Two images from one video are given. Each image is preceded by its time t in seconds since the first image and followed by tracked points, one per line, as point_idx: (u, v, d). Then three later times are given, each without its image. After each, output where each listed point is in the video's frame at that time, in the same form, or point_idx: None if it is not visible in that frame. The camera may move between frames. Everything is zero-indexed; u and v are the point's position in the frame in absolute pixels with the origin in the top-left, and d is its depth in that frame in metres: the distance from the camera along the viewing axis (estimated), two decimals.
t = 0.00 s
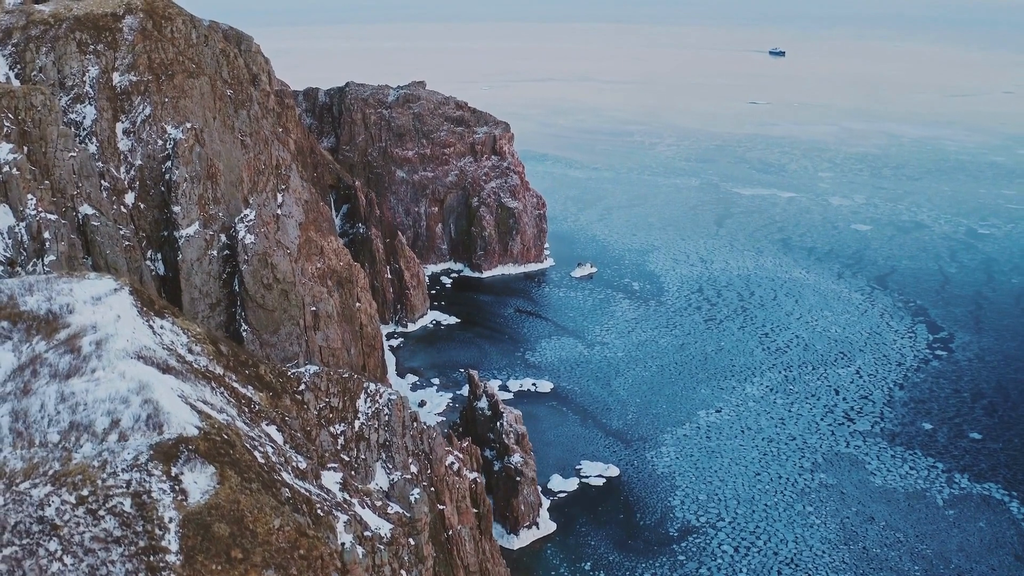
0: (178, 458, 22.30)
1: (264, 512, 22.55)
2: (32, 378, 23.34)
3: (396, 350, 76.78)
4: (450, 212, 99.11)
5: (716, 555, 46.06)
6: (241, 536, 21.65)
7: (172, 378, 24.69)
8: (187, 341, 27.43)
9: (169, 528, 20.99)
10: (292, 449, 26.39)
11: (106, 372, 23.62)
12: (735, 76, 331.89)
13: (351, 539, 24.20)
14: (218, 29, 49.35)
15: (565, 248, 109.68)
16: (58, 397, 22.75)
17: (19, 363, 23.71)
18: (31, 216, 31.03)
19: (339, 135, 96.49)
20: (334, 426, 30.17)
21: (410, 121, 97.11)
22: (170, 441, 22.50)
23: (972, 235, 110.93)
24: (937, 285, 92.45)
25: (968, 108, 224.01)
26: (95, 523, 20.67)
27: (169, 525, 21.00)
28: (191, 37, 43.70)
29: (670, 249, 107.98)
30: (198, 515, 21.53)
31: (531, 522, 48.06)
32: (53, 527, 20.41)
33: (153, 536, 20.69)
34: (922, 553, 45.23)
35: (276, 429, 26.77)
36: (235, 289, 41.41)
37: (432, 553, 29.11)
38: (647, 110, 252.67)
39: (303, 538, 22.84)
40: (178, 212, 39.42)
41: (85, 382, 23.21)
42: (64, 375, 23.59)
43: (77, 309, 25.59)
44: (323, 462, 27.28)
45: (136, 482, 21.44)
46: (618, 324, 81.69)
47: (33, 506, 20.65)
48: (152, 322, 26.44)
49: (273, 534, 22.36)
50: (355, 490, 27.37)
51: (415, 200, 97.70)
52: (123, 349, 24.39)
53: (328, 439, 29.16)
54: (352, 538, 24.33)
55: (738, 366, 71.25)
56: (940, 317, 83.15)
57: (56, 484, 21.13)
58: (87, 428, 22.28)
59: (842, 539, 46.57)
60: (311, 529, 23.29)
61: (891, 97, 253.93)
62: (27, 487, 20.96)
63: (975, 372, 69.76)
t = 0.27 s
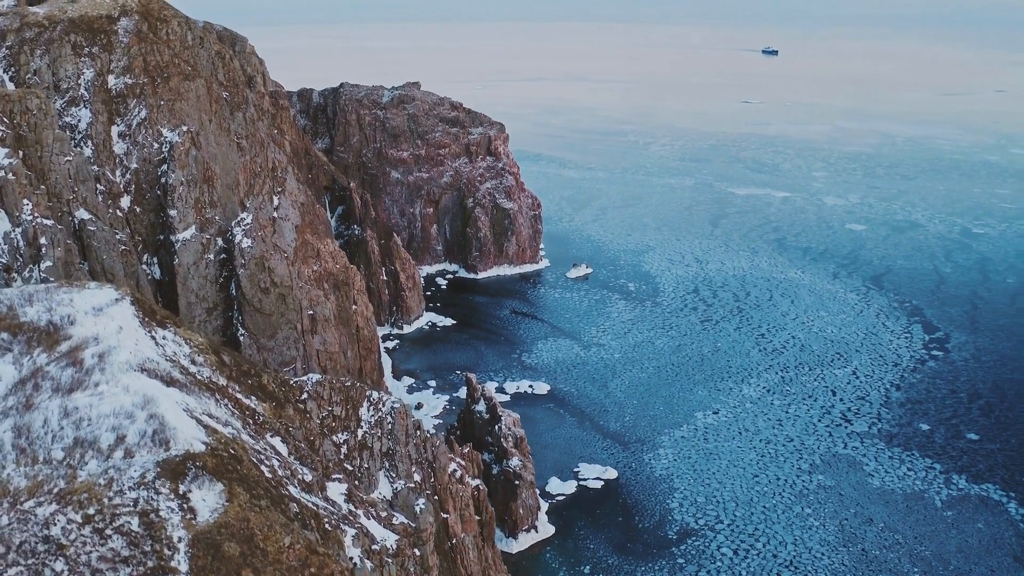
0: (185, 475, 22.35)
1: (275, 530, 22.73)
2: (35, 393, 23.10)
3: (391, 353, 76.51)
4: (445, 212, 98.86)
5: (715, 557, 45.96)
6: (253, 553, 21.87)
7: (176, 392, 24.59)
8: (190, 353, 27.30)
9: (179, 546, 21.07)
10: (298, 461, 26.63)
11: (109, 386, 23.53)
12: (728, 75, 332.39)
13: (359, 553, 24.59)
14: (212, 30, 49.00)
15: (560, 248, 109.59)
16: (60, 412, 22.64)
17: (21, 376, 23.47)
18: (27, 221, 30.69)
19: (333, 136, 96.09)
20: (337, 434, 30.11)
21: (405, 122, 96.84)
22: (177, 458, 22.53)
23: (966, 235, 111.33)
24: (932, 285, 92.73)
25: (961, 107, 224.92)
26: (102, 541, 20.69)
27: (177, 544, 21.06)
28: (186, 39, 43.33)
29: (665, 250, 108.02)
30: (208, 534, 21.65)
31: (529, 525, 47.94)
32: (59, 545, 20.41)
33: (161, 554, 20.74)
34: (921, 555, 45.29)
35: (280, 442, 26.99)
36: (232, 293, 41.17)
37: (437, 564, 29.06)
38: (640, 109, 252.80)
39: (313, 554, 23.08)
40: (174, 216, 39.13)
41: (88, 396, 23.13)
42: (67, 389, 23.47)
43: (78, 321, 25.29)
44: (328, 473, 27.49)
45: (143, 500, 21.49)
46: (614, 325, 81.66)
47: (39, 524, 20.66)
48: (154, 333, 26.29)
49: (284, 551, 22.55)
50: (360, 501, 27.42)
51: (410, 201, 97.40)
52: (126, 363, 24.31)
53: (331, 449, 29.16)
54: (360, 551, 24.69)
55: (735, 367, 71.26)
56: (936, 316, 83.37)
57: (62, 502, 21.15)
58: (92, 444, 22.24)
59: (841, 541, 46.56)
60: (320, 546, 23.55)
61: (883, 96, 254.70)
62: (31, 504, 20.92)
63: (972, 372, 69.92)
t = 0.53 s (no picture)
0: (191, 493, 22.11)
1: (283, 548, 22.47)
2: (34, 407, 23.24)
3: (384, 355, 76.21)
4: (437, 213, 98.62)
5: (712, 559, 45.98)
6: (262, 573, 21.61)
7: (178, 405, 24.57)
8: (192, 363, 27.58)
9: (186, 566, 20.80)
10: (301, 474, 26.31)
11: (111, 401, 23.48)
12: (718, 74, 333.21)
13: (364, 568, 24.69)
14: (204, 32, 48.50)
15: (553, 249, 109.47)
16: (61, 429, 22.59)
17: (20, 391, 23.65)
18: (19, 228, 30.28)
19: (324, 137, 95.66)
20: (338, 442, 29.42)
21: (396, 123, 96.56)
22: (182, 474, 22.31)
23: (957, 234, 111.88)
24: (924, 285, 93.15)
25: (950, 106, 226.17)
26: (107, 562, 20.47)
27: (185, 565, 20.78)
28: (180, 41, 42.67)
29: (657, 250, 108.09)
30: (216, 554, 21.32)
31: (525, 529, 47.75)
32: (63, 566, 20.23)
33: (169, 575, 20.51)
34: (917, 556, 45.44)
35: (283, 453, 26.82)
36: (226, 298, 41.00)
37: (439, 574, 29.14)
38: (630, 109, 253.22)
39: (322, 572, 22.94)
40: (167, 220, 38.84)
41: (90, 413, 23.06)
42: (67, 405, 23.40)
43: (77, 333, 25.47)
44: (331, 485, 27.22)
45: (149, 519, 21.27)
46: (608, 326, 81.63)
47: (42, 543, 20.55)
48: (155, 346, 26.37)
49: (293, 569, 22.32)
50: (363, 513, 27.18)
51: (402, 202, 97.05)
52: (127, 378, 24.27)
53: (332, 459, 28.64)
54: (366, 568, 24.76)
55: (729, 368, 71.38)
56: (928, 316, 83.75)
57: (64, 521, 20.98)
58: (95, 461, 22.10)
59: (838, 542, 46.67)
60: (329, 564, 23.43)
61: (873, 95, 255.99)
62: (34, 524, 20.85)
63: (966, 372, 70.19)
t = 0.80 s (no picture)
0: (196, 511, 21.93)
1: (291, 566, 22.54)
2: (33, 423, 23.07)
3: (375, 357, 75.89)
4: (426, 214, 98.36)
5: (706, 561, 46.03)
6: None
7: (179, 419, 24.72)
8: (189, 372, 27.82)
9: None
10: (303, 486, 26.74)
11: (110, 416, 23.47)
12: (705, 73, 334.20)
13: None
14: (192, 33, 48.03)
15: (543, 249, 109.40)
16: (60, 446, 22.47)
17: (18, 406, 23.40)
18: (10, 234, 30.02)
19: (313, 138, 95.11)
20: (338, 452, 30.27)
21: (385, 124, 96.20)
22: (186, 491, 22.16)
23: (946, 232, 112.65)
24: (914, 284, 93.74)
25: (935, 104, 227.94)
26: None
27: None
28: (169, 43, 42.27)
29: (647, 250, 108.26)
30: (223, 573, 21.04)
31: (520, 532, 47.63)
32: None
33: None
34: (911, 555, 45.68)
35: (283, 464, 27.18)
36: (218, 302, 40.60)
37: None
38: (618, 108, 253.54)
39: None
40: (158, 224, 38.59)
41: (91, 428, 22.99)
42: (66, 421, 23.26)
43: (74, 344, 25.41)
44: (331, 495, 27.44)
45: (153, 536, 20.99)
46: (599, 327, 81.66)
47: (45, 563, 20.19)
48: (151, 355, 26.58)
49: None
50: (365, 524, 27.34)
51: (392, 203, 96.67)
52: (124, 392, 24.26)
53: (331, 469, 29.52)
54: None
55: (720, 368, 71.54)
56: (918, 315, 84.25)
57: (67, 541, 20.67)
58: (96, 478, 21.96)
59: (832, 543, 46.85)
60: None
61: (859, 93, 257.50)
62: (36, 542, 20.53)
63: (956, 371, 70.63)
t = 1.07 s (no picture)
0: (202, 528, 23.95)
1: None
2: (32, 438, 24.86)
3: (365, 359, 75.57)
4: (415, 216, 98.11)
5: (701, 563, 46.10)
6: None
7: (179, 432, 26.73)
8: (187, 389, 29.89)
9: None
10: (307, 498, 29.13)
11: (115, 432, 25.40)
12: (692, 72, 335.13)
13: None
14: (180, 34, 47.51)
15: (532, 250, 109.34)
16: (66, 465, 24.28)
17: (16, 420, 25.23)
18: None
19: (301, 139, 94.53)
20: (337, 462, 33.08)
21: (374, 125, 95.75)
22: (191, 508, 24.16)
23: (933, 231, 113.45)
24: (903, 283, 94.30)
25: (921, 103, 229.64)
26: None
27: None
28: (158, 46, 41.81)
29: (637, 250, 108.42)
30: None
31: (514, 535, 47.47)
32: None
33: None
34: (905, 555, 45.91)
35: (285, 475, 29.54)
36: (209, 306, 40.19)
37: None
38: (606, 107, 253.78)
39: None
40: (149, 228, 38.10)
41: (93, 444, 24.86)
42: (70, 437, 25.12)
43: (71, 356, 27.59)
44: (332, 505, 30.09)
45: (159, 555, 22.70)
46: (590, 328, 81.68)
47: None
48: (153, 371, 28.85)
49: None
50: (365, 533, 30.03)
51: (381, 205, 96.31)
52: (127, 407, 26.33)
53: (330, 478, 31.99)
54: None
55: (711, 368, 71.71)
56: (907, 314, 84.80)
57: (70, 561, 22.13)
58: (100, 495, 23.73)
59: (825, 543, 47.03)
60: None
61: (845, 92, 258.99)
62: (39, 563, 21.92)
63: (946, 370, 71.07)
